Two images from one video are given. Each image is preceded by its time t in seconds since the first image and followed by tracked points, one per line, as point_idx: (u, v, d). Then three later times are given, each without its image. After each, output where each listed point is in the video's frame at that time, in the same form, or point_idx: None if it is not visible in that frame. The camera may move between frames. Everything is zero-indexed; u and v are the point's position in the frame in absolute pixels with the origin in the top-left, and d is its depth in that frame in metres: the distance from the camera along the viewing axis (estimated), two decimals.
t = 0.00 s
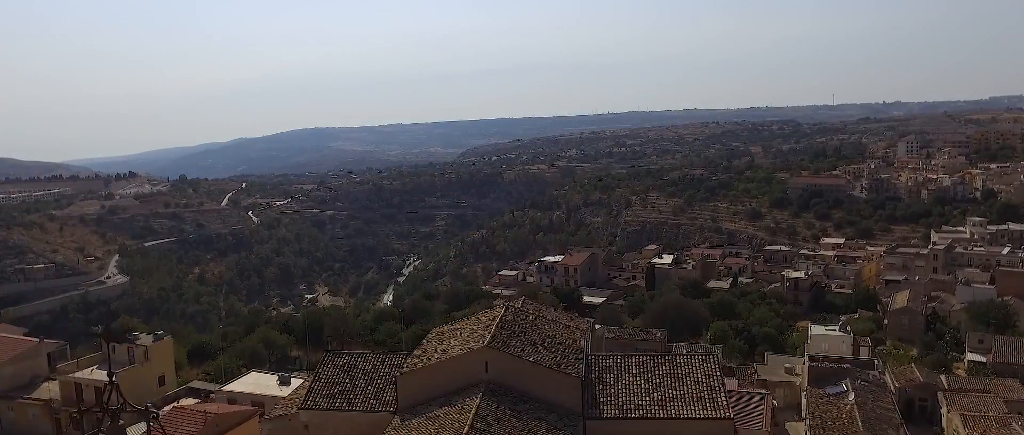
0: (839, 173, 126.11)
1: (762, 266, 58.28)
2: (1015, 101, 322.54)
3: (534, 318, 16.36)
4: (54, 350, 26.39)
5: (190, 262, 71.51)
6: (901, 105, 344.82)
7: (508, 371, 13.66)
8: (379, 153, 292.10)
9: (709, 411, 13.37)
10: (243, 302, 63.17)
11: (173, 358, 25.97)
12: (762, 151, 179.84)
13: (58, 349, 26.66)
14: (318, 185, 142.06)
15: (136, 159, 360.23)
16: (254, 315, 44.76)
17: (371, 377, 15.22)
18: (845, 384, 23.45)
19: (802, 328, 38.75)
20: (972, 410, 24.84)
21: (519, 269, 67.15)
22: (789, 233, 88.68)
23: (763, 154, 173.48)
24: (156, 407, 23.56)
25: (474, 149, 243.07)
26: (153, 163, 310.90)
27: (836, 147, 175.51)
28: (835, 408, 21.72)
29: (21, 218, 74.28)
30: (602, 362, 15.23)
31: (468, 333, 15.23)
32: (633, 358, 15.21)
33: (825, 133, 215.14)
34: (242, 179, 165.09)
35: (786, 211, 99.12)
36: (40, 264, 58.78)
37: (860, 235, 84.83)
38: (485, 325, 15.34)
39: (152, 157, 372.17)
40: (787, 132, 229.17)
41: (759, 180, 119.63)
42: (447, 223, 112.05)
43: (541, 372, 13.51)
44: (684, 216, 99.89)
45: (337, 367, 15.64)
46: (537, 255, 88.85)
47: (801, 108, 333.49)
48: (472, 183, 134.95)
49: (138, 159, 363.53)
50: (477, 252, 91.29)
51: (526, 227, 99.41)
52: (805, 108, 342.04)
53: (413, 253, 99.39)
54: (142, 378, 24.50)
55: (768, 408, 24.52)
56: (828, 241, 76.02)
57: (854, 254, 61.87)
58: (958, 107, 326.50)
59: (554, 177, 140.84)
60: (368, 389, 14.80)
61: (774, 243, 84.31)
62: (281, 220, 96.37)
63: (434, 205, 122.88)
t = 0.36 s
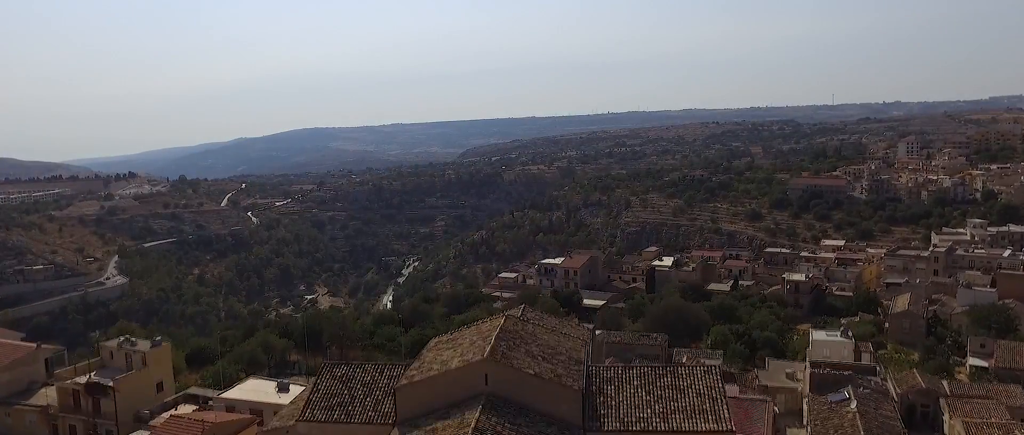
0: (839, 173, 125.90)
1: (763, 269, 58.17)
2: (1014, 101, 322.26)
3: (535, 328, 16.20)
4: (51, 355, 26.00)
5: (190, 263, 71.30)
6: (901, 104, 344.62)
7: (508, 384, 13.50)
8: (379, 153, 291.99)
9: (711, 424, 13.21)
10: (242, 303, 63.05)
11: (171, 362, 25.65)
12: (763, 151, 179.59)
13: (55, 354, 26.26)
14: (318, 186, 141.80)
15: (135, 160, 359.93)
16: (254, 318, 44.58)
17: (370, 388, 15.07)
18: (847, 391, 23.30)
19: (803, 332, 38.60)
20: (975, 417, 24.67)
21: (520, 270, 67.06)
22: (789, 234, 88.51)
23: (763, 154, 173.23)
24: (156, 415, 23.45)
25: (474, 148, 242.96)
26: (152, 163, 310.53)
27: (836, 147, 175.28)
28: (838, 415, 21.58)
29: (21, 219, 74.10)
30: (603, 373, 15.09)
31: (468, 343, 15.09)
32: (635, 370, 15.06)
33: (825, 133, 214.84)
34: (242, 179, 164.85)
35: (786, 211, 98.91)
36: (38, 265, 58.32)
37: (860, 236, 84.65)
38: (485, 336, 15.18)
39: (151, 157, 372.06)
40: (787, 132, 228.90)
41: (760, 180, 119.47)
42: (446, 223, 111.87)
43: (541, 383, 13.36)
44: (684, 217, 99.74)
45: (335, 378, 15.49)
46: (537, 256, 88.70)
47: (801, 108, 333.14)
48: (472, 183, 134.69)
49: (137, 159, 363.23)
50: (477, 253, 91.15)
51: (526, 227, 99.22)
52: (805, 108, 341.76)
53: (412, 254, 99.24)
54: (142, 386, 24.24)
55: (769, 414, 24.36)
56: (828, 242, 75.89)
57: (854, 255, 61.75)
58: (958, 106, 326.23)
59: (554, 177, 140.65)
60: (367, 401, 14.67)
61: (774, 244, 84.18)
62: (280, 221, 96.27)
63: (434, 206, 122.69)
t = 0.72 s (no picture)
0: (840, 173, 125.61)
1: (763, 271, 58.03)
2: (1015, 102, 321.63)
3: (535, 338, 16.04)
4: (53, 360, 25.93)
5: (190, 264, 71.11)
6: (900, 105, 344.72)
7: (507, 396, 13.36)
8: (379, 152, 291.93)
9: None
10: (241, 305, 62.93)
11: (169, 370, 25.44)
12: (762, 151, 179.48)
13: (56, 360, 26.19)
14: (318, 186, 141.72)
15: (136, 160, 359.78)
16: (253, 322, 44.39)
17: (368, 400, 14.92)
18: (849, 399, 23.12)
19: (804, 337, 38.43)
20: (978, 424, 24.46)
21: (520, 272, 66.96)
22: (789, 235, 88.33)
23: (763, 154, 173.14)
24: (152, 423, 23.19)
25: (474, 148, 242.83)
26: (151, 163, 310.23)
27: (836, 147, 175.20)
28: (840, 424, 21.37)
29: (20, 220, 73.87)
30: (603, 385, 14.95)
31: (467, 354, 14.97)
32: (636, 382, 14.92)
33: (825, 133, 214.71)
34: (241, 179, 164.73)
35: (786, 212, 98.67)
36: (38, 266, 58.13)
37: (861, 237, 84.48)
38: (485, 346, 15.05)
39: (152, 157, 372.08)
40: (787, 132, 228.73)
41: (760, 180, 119.35)
42: (446, 223, 111.74)
43: (541, 396, 13.22)
44: (684, 217, 99.55)
45: (333, 390, 15.33)
46: (537, 257, 88.61)
47: (800, 108, 332.96)
48: (472, 183, 134.56)
49: (137, 159, 363.28)
50: (477, 253, 90.95)
51: (526, 228, 99.05)
52: (805, 108, 341.55)
53: (412, 254, 99.02)
54: (141, 394, 23.97)
55: (771, 421, 24.16)
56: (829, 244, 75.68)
57: (855, 258, 61.61)
58: (958, 107, 326.12)
59: (554, 177, 140.37)
60: (364, 413, 14.54)
61: (775, 245, 83.95)
62: (280, 221, 96.27)
63: (434, 206, 122.62)
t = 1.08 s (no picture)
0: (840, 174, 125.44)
1: (764, 274, 57.89)
2: (1015, 101, 321.01)
3: (536, 348, 15.89)
4: (50, 366, 25.84)
5: (190, 265, 70.94)
6: (899, 105, 344.41)
7: (508, 409, 13.22)
8: (379, 152, 291.88)
9: None
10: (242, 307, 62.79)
11: (167, 377, 25.27)
12: (762, 151, 179.23)
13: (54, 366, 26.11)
14: (318, 186, 141.48)
15: (135, 159, 359.23)
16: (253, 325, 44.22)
17: (368, 412, 14.77)
18: (852, 406, 22.95)
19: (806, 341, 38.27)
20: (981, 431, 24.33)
21: (520, 274, 66.78)
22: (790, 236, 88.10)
23: (763, 154, 172.89)
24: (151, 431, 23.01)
25: (474, 148, 242.55)
26: (151, 163, 309.70)
27: (836, 147, 174.88)
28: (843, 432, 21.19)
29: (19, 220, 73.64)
30: (605, 396, 14.82)
31: (467, 365, 14.83)
32: (637, 394, 14.76)
33: (825, 133, 214.46)
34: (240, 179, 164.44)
35: (787, 213, 98.46)
36: (38, 267, 57.98)
37: (861, 238, 84.26)
38: (486, 357, 14.91)
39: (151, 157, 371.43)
40: (787, 132, 228.47)
41: (760, 180, 119.09)
42: (447, 223, 111.54)
43: (542, 409, 13.10)
44: (685, 217, 99.39)
45: (332, 400, 15.19)
46: (537, 258, 88.42)
47: (800, 108, 332.57)
48: (472, 183, 134.32)
49: (137, 159, 362.78)
50: (477, 254, 90.74)
51: (526, 228, 98.83)
52: (805, 109, 341.23)
53: (412, 255, 98.83)
54: (141, 401, 23.83)
55: (773, 429, 24.02)
56: (831, 245, 75.48)
57: (856, 260, 61.43)
58: (958, 107, 325.57)
59: (554, 177, 140.14)
60: (363, 425, 14.39)
61: (775, 246, 83.73)
62: (280, 221, 96.09)
63: (434, 206, 122.40)
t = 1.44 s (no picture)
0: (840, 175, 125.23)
1: (765, 276, 57.70)
2: (1015, 101, 320.39)
3: (536, 359, 15.70)
4: (48, 372, 25.72)
5: (189, 267, 70.73)
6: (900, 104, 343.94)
7: (509, 423, 13.04)
8: (379, 152, 291.66)
9: None
10: (242, 308, 62.62)
11: (165, 382, 25.04)
12: (762, 151, 178.83)
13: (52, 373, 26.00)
14: (318, 187, 141.22)
15: (134, 159, 358.67)
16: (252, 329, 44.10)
17: (367, 424, 14.61)
18: (854, 414, 22.77)
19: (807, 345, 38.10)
20: None
21: (520, 276, 66.58)
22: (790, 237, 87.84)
23: (763, 154, 172.60)
24: None
25: (475, 148, 242.29)
26: (150, 163, 309.32)
27: (837, 147, 174.52)
28: None
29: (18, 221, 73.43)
30: (606, 409, 14.64)
31: (467, 378, 14.63)
32: (639, 407, 14.56)
33: (825, 133, 214.14)
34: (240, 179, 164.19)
35: (787, 213, 98.28)
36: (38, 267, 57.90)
37: (862, 239, 84.01)
38: (485, 369, 14.72)
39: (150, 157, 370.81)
40: (788, 132, 228.19)
41: (760, 180, 118.80)
42: (447, 224, 111.33)
43: (543, 423, 12.93)
44: (685, 218, 99.20)
45: (330, 413, 15.02)
46: (537, 259, 88.21)
47: (800, 109, 332.25)
48: (472, 183, 134.08)
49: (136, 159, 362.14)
50: (477, 254, 90.56)
51: (526, 229, 98.62)
52: (805, 109, 340.84)
53: (412, 255, 98.70)
54: (138, 408, 23.61)
55: None
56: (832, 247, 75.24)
57: (857, 262, 61.22)
58: (958, 107, 325.01)
59: (554, 177, 139.95)
60: None
61: (776, 247, 83.53)
62: (280, 222, 95.89)
63: (434, 207, 122.17)
